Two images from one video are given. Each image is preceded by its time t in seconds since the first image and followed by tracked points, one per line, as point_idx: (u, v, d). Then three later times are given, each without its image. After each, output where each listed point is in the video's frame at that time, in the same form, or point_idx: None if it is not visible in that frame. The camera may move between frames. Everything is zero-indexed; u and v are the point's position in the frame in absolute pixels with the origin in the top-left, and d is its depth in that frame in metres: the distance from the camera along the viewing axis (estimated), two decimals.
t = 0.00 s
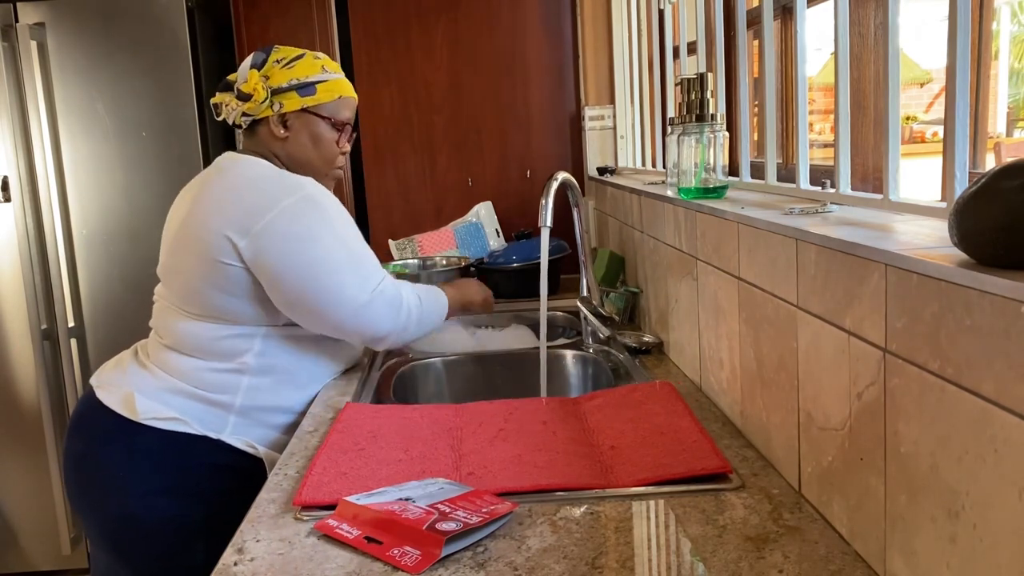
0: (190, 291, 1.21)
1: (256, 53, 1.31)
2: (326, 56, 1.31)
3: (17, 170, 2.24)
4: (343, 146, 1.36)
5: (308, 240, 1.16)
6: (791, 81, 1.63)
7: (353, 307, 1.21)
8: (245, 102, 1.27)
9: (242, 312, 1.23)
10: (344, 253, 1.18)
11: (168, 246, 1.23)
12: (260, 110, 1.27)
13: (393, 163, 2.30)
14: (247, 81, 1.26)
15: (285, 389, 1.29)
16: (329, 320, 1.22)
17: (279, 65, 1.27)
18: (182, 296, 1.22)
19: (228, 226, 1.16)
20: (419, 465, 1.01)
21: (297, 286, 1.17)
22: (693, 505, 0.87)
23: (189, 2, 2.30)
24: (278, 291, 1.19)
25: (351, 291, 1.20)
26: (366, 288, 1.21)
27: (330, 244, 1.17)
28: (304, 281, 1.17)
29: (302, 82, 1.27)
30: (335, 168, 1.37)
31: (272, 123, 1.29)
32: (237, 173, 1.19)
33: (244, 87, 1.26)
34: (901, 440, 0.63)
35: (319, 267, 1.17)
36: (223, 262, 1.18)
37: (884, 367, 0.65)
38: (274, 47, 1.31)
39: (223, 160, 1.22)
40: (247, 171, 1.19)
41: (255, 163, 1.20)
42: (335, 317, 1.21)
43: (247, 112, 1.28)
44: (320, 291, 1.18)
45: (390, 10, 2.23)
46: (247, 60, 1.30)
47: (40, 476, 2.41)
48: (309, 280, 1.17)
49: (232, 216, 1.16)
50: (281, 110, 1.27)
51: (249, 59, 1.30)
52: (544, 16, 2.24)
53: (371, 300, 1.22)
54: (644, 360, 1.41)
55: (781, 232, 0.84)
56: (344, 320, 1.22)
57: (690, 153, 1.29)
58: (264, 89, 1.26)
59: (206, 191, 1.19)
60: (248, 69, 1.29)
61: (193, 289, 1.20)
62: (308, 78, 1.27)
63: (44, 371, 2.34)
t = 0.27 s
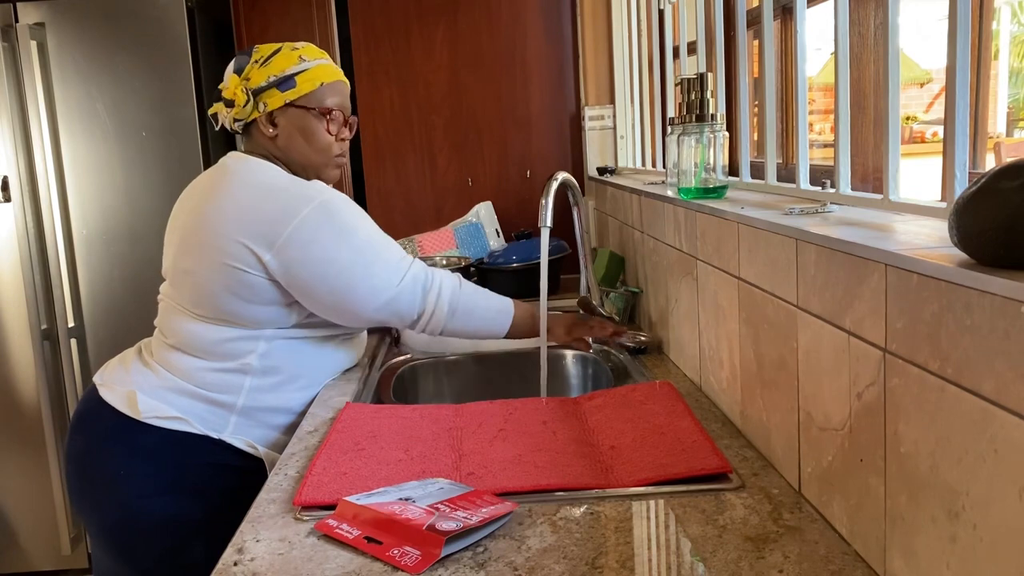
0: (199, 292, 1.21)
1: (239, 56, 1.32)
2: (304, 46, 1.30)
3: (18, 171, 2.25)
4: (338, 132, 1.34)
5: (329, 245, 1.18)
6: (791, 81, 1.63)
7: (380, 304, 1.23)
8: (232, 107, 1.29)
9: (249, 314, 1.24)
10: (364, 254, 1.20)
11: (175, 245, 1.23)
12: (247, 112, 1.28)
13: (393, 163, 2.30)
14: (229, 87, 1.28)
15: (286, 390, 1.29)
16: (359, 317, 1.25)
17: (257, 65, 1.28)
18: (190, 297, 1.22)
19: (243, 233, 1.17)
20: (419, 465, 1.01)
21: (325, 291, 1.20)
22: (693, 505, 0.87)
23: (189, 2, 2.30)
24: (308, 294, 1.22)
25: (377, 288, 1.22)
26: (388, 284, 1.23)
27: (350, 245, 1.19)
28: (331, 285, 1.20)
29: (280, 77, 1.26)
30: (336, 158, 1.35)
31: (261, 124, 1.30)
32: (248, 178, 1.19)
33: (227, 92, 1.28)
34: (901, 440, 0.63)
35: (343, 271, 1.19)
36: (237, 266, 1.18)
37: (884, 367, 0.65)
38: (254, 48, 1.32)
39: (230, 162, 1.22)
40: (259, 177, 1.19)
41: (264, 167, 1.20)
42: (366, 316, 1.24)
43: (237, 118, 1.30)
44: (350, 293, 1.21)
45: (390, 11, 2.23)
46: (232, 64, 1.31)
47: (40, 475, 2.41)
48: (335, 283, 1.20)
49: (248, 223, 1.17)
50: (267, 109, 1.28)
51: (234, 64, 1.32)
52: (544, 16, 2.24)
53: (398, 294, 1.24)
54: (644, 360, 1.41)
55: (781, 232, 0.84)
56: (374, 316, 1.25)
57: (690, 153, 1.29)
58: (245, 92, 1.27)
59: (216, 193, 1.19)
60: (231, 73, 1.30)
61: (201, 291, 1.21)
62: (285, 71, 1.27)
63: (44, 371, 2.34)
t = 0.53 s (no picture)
0: (181, 295, 1.21)
1: (276, 54, 1.32)
2: (342, 66, 1.31)
3: (17, 170, 2.25)
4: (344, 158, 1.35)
5: (281, 249, 1.15)
6: (791, 81, 1.63)
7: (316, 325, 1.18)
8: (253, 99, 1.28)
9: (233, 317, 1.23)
10: (315, 268, 1.16)
11: (165, 247, 1.23)
12: (266, 108, 1.27)
13: (393, 163, 2.30)
14: (259, 79, 1.27)
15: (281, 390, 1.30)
16: (291, 335, 1.19)
17: (292, 68, 1.27)
18: (173, 300, 1.22)
19: (211, 231, 1.16)
20: (419, 465, 1.01)
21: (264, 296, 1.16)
22: (693, 505, 0.87)
23: (189, 2, 2.30)
24: (248, 298, 1.17)
25: (318, 308, 1.17)
26: (333, 306, 1.18)
27: (301, 255, 1.15)
28: (270, 290, 1.15)
29: (311, 87, 1.27)
30: (334, 178, 1.37)
31: (274, 122, 1.29)
32: (230, 177, 1.19)
33: (255, 83, 1.27)
34: (901, 440, 0.63)
35: (285, 276, 1.15)
36: (211, 268, 1.18)
37: (884, 367, 0.65)
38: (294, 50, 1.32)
39: (222, 163, 1.23)
40: (241, 176, 1.19)
41: (251, 168, 1.21)
42: (296, 332, 1.18)
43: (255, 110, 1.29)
44: (286, 303, 1.16)
45: (390, 10, 2.23)
46: (266, 59, 1.31)
47: (40, 475, 2.41)
48: (275, 290, 1.15)
49: (217, 220, 1.16)
50: (286, 112, 1.27)
51: (268, 58, 1.31)
52: (544, 16, 2.24)
53: (342, 318, 1.19)
54: (644, 360, 1.42)
55: (781, 233, 0.84)
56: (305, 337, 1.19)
57: (690, 153, 1.29)
58: (272, 89, 1.26)
59: (200, 194, 1.19)
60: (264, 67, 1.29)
61: (183, 293, 1.20)
62: (318, 84, 1.27)
63: (44, 371, 2.34)
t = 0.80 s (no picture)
0: (183, 293, 1.21)
1: (284, 55, 1.31)
2: (348, 70, 1.31)
3: (17, 170, 2.25)
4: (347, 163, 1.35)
5: (286, 248, 1.15)
6: (791, 81, 1.63)
7: (322, 325, 1.18)
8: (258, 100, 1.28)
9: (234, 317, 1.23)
10: (321, 269, 1.16)
11: (167, 246, 1.23)
12: (271, 110, 1.27)
13: (393, 163, 2.30)
14: (265, 79, 1.27)
15: (281, 389, 1.29)
16: (296, 336, 1.19)
17: (299, 70, 1.27)
18: (175, 298, 1.22)
19: (215, 229, 1.16)
20: (419, 465, 1.01)
21: (269, 296, 1.16)
22: (693, 505, 0.87)
23: (189, 2, 2.30)
24: (254, 298, 1.17)
25: (324, 309, 1.17)
26: (338, 307, 1.18)
27: (307, 256, 1.15)
28: (276, 290, 1.15)
29: (316, 91, 1.27)
30: (335, 182, 1.37)
31: (278, 124, 1.29)
32: (235, 176, 1.19)
33: (260, 84, 1.27)
34: (901, 440, 0.63)
35: (291, 277, 1.15)
36: (213, 268, 1.18)
37: (885, 367, 0.65)
38: (301, 52, 1.32)
39: (227, 162, 1.23)
40: (245, 175, 1.19)
41: (256, 168, 1.21)
42: (302, 332, 1.18)
43: (259, 110, 1.29)
44: (291, 303, 1.16)
45: (390, 11, 2.23)
46: (274, 60, 1.31)
47: (40, 475, 2.41)
48: (280, 290, 1.15)
49: (221, 219, 1.16)
50: (290, 114, 1.27)
51: (275, 59, 1.31)
52: (544, 16, 2.24)
53: (348, 319, 1.19)
54: (644, 360, 1.42)
55: (781, 233, 0.84)
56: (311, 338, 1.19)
57: (690, 153, 1.29)
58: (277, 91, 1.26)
59: (203, 194, 1.19)
60: (271, 68, 1.29)
61: (184, 292, 1.20)
62: (323, 88, 1.27)
63: (44, 370, 2.34)
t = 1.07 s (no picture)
0: (182, 291, 1.21)
1: (280, 54, 1.30)
2: (346, 70, 1.30)
3: (17, 170, 2.25)
4: (346, 161, 1.36)
5: (291, 239, 1.15)
6: (791, 81, 1.63)
7: (327, 317, 1.18)
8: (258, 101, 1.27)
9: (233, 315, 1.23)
10: (324, 259, 1.17)
11: (166, 245, 1.23)
12: (271, 113, 1.27)
13: (393, 163, 2.30)
14: (264, 82, 1.26)
15: (281, 388, 1.30)
16: (301, 330, 1.19)
17: (298, 72, 1.26)
18: (173, 297, 1.22)
19: (215, 226, 1.16)
20: (419, 465, 1.01)
21: (275, 288, 1.16)
22: (693, 506, 0.87)
23: (189, 2, 2.30)
24: (257, 293, 1.17)
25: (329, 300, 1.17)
26: (343, 297, 1.18)
27: (311, 246, 1.16)
28: (281, 282, 1.15)
29: (317, 93, 1.26)
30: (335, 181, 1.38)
31: (278, 126, 1.29)
32: (234, 173, 1.20)
33: (261, 86, 1.26)
34: (901, 440, 0.63)
35: (297, 267, 1.15)
36: (212, 265, 1.18)
37: (884, 367, 0.65)
38: (298, 51, 1.31)
39: (223, 161, 1.23)
40: (244, 172, 1.19)
41: (254, 164, 1.21)
42: (307, 324, 1.18)
43: (258, 112, 1.28)
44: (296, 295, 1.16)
45: (390, 11, 2.23)
46: (269, 59, 1.29)
47: (40, 475, 2.41)
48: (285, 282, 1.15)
49: (222, 215, 1.16)
50: (290, 117, 1.27)
51: (270, 57, 1.30)
52: (544, 15, 2.24)
53: (353, 309, 1.19)
54: (644, 360, 1.42)
55: (781, 232, 0.84)
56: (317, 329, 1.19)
57: (690, 153, 1.29)
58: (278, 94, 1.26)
59: (201, 191, 1.19)
60: (268, 69, 1.28)
61: (183, 290, 1.20)
62: (323, 90, 1.27)
63: (44, 370, 2.34)
